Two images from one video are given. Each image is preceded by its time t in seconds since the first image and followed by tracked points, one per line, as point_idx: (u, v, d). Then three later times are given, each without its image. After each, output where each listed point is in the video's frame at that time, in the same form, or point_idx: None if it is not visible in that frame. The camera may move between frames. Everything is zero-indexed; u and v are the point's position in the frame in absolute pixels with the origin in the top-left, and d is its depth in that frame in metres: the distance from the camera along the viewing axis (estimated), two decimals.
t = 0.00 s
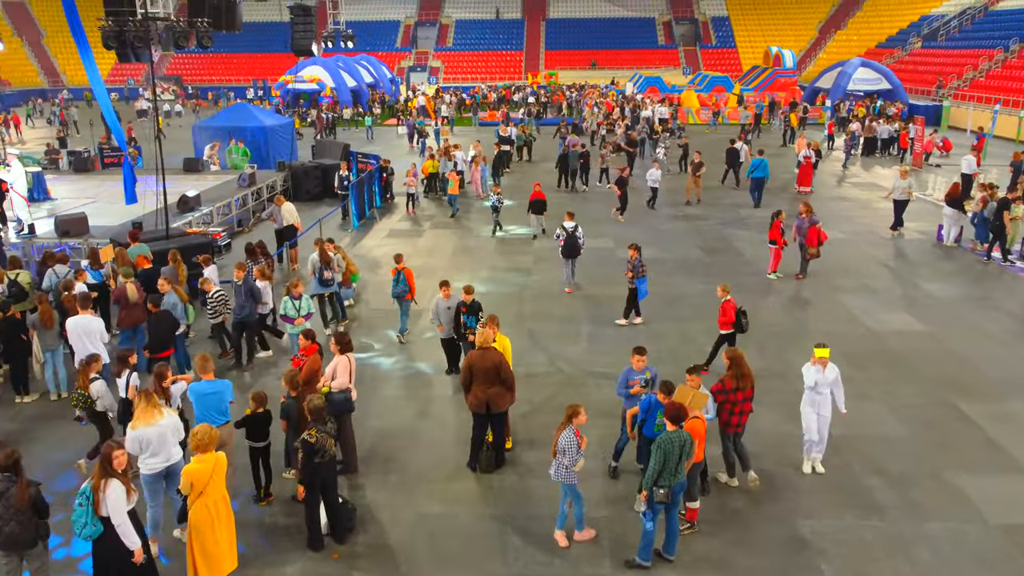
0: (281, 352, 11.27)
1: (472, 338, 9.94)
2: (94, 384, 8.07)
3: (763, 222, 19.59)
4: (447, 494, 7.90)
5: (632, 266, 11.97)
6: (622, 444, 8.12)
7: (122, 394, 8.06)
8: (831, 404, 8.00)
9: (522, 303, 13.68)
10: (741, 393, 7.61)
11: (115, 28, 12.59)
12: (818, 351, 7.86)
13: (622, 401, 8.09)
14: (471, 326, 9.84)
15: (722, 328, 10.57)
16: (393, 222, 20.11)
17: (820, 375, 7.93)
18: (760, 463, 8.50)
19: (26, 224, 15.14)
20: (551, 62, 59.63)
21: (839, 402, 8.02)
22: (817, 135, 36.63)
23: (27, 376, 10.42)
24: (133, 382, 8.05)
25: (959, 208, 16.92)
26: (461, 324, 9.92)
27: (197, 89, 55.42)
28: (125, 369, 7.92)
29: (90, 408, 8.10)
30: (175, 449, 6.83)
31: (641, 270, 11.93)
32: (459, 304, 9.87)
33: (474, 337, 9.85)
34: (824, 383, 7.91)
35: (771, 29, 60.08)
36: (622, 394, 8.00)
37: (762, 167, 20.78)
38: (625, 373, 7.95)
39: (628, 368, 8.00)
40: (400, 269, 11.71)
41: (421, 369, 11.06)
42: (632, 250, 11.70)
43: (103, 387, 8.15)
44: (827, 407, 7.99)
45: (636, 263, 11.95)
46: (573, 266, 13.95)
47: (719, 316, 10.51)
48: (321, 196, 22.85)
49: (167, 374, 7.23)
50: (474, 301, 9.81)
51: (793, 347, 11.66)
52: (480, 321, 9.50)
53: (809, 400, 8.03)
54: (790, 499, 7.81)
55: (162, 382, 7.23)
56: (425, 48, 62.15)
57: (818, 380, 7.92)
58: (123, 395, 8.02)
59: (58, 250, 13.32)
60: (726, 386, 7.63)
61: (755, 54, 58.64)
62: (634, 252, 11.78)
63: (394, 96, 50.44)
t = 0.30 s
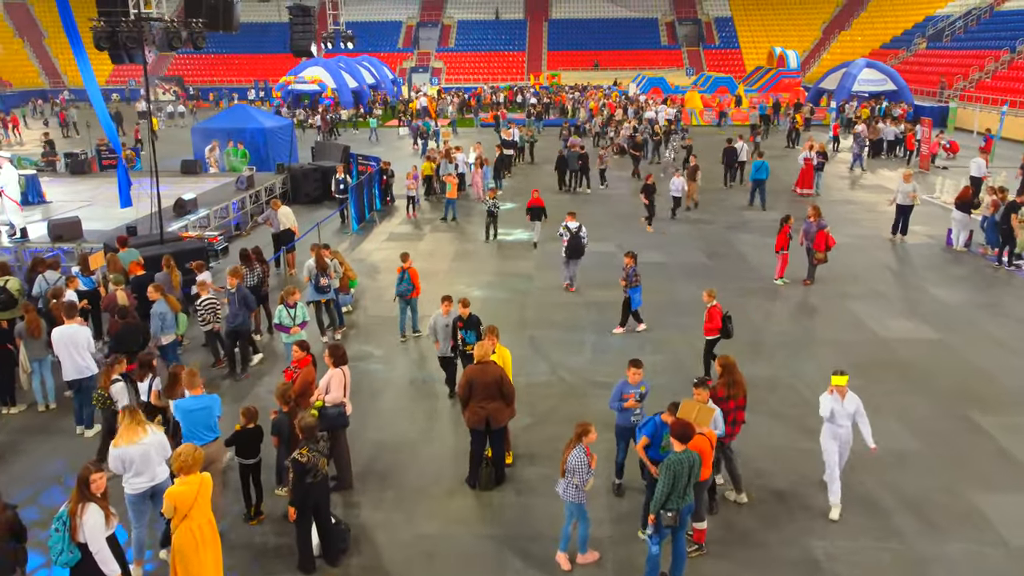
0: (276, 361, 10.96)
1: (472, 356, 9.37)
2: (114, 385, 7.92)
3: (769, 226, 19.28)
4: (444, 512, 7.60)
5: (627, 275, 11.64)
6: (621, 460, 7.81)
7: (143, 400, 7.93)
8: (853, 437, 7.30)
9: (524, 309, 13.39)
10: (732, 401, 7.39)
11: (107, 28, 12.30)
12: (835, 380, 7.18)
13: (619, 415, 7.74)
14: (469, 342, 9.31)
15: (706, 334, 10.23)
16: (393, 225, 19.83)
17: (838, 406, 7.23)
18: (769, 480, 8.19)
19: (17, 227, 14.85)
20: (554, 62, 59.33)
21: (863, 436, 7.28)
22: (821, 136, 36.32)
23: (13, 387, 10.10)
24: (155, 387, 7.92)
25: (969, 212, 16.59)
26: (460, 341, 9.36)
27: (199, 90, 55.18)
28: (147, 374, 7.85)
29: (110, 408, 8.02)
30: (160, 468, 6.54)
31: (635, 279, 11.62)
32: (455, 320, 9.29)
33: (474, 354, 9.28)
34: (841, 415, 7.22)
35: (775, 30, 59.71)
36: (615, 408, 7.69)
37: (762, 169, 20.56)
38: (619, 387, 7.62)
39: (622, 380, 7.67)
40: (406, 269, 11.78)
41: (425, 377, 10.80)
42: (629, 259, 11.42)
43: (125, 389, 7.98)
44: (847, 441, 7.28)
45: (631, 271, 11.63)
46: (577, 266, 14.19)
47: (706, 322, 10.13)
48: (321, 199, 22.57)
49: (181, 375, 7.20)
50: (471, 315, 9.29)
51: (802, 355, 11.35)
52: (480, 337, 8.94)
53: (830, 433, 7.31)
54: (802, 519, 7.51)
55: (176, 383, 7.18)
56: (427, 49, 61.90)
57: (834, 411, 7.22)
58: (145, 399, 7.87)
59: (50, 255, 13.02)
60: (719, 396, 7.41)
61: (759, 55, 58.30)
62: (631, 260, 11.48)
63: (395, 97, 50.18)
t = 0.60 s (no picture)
0: (267, 370, 10.70)
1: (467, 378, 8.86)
2: (137, 384, 8.04)
3: (774, 230, 18.98)
4: (441, 532, 7.31)
5: (623, 282, 11.32)
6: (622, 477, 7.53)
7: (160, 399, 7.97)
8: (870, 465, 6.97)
9: (525, 316, 13.11)
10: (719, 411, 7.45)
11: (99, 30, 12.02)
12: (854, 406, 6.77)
13: (618, 433, 7.45)
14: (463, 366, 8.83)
15: (694, 341, 9.97)
16: (393, 228, 19.56)
17: (854, 432, 6.87)
18: (778, 497, 7.89)
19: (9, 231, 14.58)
20: (556, 63, 59.01)
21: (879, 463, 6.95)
22: (825, 138, 36.00)
23: None
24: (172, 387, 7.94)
25: (980, 216, 16.27)
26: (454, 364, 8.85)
27: (199, 91, 54.97)
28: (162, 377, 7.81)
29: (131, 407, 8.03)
30: (144, 487, 6.22)
31: (631, 287, 11.30)
32: (450, 341, 8.83)
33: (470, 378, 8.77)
34: (857, 442, 6.87)
35: (778, 31, 59.35)
36: (611, 422, 7.40)
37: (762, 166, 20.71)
38: (616, 401, 7.33)
39: (619, 395, 7.38)
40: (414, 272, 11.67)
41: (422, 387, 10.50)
42: (626, 266, 11.02)
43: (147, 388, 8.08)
44: (865, 470, 6.92)
45: (627, 278, 11.31)
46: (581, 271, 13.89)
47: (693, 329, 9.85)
48: (320, 201, 22.30)
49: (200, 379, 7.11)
50: (466, 338, 8.85)
51: (811, 364, 11.03)
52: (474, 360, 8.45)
53: (845, 460, 6.99)
54: (814, 541, 7.20)
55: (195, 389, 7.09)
56: (429, 49, 61.66)
57: (851, 438, 6.88)
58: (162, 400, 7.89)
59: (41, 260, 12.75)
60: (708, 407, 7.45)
61: (762, 56, 57.98)
62: (627, 267, 11.14)
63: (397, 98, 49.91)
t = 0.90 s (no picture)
0: (260, 379, 10.46)
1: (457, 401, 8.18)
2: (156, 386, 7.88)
3: (780, 233, 18.68)
4: (437, 554, 7.02)
5: (621, 289, 10.89)
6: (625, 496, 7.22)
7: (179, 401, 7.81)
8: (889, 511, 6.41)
9: (526, 323, 12.83)
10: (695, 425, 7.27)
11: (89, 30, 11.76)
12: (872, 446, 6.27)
13: (620, 449, 7.13)
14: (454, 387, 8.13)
15: (680, 349, 9.63)
16: (393, 232, 19.29)
17: (871, 474, 6.35)
18: (790, 517, 7.59)
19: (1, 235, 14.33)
20: (558, 64, 58.71)
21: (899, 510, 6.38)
22: (829, 140, 35.69)
23: None
24: (190, 388, 7.81)
25: (990, 221, 15.96)
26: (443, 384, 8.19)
27: (199, 91, 54.71)
28: (180, 376, 7.71)
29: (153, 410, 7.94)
30: (126, 510, 5.92)
31: (631, 294, 10.83)
32: (443, 357, 8.12)
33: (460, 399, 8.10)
34: (873, 484, 6.36)
35: (781, 31, 59.01)
36: (612, 439, 7.08)
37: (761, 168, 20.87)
38: (618, 417, 7.01)
39: (621, 410, 7.06)
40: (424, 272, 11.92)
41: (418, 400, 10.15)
42: (623, 273, 10.65)
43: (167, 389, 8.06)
44: (882, 515, 6.38)
45: (626, 285, 10.87)
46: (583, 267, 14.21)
47: (678, 336, 9.55)
48: (319, 204, 22.03)
49: (218, 383, 7.61)
50: (459, 355, 8.06)
51: (819, 374, 10.74)
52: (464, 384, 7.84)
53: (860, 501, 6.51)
54: (827, 564, 6.91)
55: (214, 391, 7.59)
56: (431, 50, 61.43)
57: (867, 480, 6.37)
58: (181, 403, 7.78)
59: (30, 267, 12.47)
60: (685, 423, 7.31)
61: (765, 56, 57.63)
62: (625, 274, 10.72)
63: (398, 99, 49.64)
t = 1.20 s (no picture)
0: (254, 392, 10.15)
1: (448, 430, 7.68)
2: (175, 389, 7.69)
3: (786, 237, 18.40)
4: None
5: (618, 299, 10.56)
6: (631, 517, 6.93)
7: (198, 406, 7.63)
8: (906, 553, 5.89)
9: (527, 330, 12.54)
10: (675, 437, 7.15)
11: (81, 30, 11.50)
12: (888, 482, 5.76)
13: (626, 468, 6.89)
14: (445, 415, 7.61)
15: (666, 360, 9.32)
16: (392, 235, 19.01)
17: (887, 512, 5.84)
18: (801, 538, 7.29)
19: None
20: (560, 65, 58.41)
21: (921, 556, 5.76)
22: (833, 141, 35.38)
23: None
24: (209, 392, 7.64)
25: (1000, 225, 15.64)
26: (435, 412, 7.67)
27: (200, 92, 54.46)
28: (198, 380, 7.58)
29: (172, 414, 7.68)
30: (102, 535, 5.61)
31: (629, 303, 10.53)
32: (435, 386, 7.59)
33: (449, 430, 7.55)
34: (889, 524, 5.84)
35: (784, 32, 58.67)
36: (621, 459, 6.85)
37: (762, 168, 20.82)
38: (626, 435, 6.79)
39: (630, 428, 6.85)
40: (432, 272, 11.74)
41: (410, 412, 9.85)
42: (620, 281, 10.28)
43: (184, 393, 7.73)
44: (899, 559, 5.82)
45: (624, 294, 10.55)
46: (582, 272, 13.98)
47: (665, 346, 9.24)
48: (318, 207, 21.77)
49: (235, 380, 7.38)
50: (452, 384, 7.58)
51: (828, 384, 10.44)
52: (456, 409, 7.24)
53: (876, 541, 5.99)
54: None
55: (230, 390, 7.36)
56: (432, 51, 61.17)
57: (882, 518, 5.86)
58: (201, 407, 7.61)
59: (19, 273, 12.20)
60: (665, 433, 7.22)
61: (768, 57, 57.29)
62: (622, 283, 10.40)
63: (399, 99, 49.36)
